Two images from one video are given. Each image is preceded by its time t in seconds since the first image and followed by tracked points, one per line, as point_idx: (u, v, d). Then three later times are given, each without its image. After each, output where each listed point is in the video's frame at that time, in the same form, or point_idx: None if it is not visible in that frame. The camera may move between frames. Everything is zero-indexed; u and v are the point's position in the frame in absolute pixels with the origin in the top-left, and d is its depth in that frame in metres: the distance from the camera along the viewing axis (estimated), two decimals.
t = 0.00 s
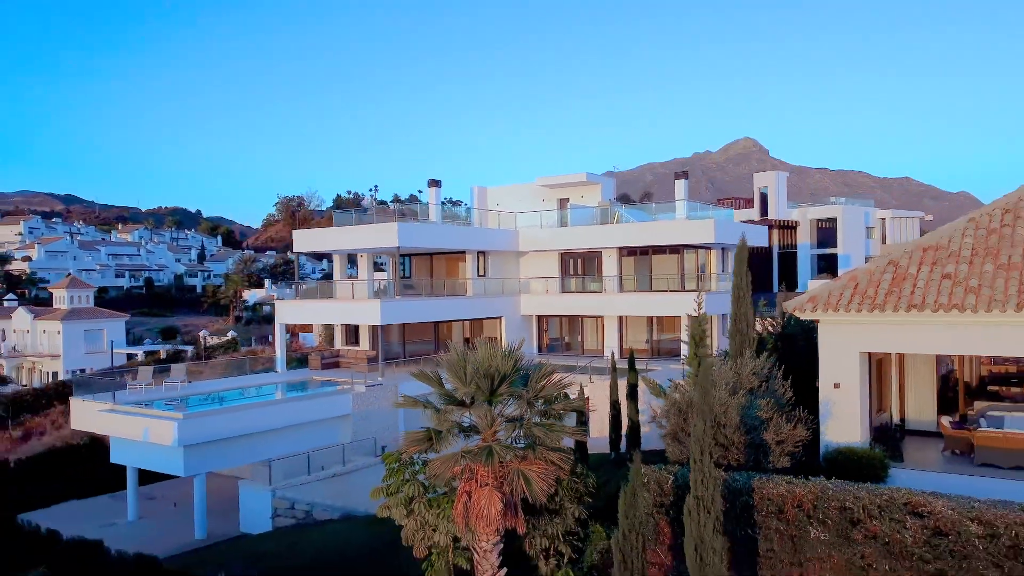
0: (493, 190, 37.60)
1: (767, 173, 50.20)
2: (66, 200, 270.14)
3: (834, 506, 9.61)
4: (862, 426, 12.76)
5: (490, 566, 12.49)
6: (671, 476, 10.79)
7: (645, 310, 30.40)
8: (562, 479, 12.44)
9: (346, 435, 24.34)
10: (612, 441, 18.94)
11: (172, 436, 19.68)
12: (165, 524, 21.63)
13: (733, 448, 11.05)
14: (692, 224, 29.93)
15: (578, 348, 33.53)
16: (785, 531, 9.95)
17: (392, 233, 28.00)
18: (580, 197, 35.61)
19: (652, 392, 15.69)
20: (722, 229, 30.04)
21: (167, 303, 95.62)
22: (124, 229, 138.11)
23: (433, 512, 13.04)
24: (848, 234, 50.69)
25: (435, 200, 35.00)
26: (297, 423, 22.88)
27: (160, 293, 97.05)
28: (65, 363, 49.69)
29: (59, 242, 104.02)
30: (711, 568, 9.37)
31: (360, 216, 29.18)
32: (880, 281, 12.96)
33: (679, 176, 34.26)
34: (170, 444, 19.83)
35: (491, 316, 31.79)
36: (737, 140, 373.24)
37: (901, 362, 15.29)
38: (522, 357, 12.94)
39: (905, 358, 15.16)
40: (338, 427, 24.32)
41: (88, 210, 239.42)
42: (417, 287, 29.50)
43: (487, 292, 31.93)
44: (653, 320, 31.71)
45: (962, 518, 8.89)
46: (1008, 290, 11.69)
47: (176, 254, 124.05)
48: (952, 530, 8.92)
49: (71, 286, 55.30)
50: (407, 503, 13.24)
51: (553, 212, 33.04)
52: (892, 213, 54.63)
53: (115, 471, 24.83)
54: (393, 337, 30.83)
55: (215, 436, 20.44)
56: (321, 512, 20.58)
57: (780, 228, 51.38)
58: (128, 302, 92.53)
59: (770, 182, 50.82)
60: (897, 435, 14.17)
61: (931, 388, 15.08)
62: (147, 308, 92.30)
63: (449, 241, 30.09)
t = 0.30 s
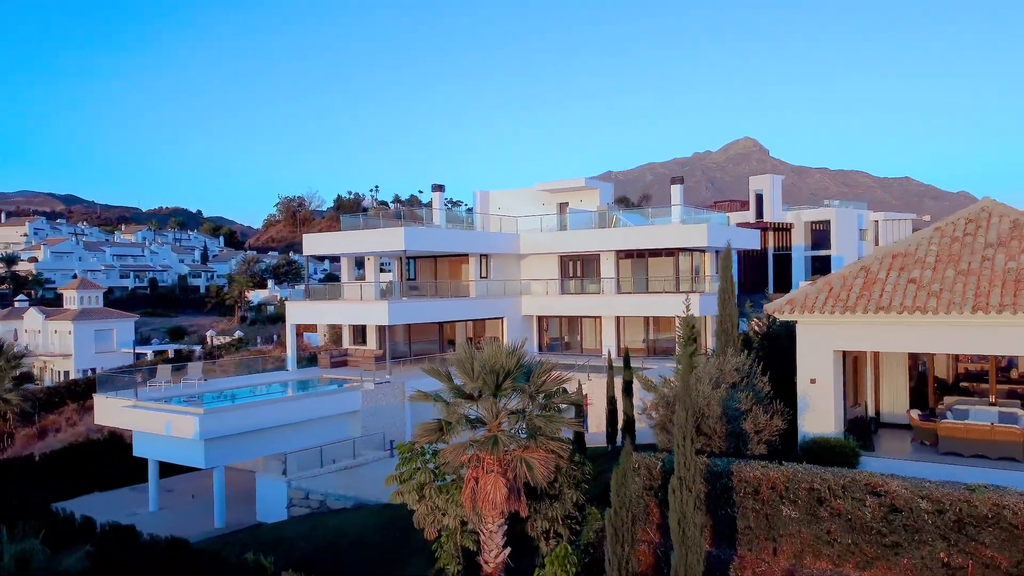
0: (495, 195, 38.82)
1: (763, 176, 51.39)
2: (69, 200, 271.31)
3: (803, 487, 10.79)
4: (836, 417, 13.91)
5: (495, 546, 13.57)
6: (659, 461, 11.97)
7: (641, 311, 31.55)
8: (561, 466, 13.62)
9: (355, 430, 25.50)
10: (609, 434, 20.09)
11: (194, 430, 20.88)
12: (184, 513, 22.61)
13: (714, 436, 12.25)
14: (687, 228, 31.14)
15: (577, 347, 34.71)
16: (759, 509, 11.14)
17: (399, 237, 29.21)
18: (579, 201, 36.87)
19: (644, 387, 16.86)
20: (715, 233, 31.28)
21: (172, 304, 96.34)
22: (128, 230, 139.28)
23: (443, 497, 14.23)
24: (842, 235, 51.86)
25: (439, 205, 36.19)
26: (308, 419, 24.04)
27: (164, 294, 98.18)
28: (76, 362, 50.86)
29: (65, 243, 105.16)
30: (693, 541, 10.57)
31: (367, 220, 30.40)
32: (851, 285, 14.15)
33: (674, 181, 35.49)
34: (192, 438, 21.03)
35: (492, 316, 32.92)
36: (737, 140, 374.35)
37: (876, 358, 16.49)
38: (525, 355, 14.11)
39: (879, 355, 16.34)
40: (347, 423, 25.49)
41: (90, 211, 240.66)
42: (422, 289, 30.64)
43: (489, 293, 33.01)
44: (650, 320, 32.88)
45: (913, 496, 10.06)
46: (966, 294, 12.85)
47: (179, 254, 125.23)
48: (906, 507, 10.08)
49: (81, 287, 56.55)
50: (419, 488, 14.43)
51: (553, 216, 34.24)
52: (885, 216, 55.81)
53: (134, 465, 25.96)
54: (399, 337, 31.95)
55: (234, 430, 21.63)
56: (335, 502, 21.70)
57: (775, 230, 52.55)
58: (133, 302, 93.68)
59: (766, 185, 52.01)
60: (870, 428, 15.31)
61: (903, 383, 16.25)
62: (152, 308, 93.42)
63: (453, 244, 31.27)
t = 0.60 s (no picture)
0: (496, 199, 40.11)
1: (758, 180, 52.70)
2: (70, 201, 272.46)
3: (779, 472, 11.96)
4: (813, 411, 15.07)
5: (500, 529, 14.63)
6: (649, 450, 13.14)
7: (638, 312, 32.76)
8: (561, 456, 14.79)
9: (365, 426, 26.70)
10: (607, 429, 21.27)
11: (214, 425, 22.09)
12: (202, 504, 23.67)
13: (700, 427, 13.43)
14: (681, 232, 32.37)
15: (577, 346, 35.91)
16: (740, 492, 12.32)
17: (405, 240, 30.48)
18: (577, 205, 38.20)
19: (638, 383, 18.01)
20: (708, 236, 32.57)
21: (176, 304, 97.10)
22: (131, 231, 140.47)
23: (451, 485, 15.37)
24: (836, 237, 53.08)
25: (442, 209, 37.41)
26: (319, 414, 25.20)
27: (169, 295, 99.37)
28: (87, 362, 52.06)
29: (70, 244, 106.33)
30: (678, 519, 11.71)
31: (374, 225, 31.64)
32: (828, 289, 15.34)
33: (670, 186, 36.75)
34: (211, 432, 22.23)
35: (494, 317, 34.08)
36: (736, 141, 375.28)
37: (855, 357, 17.90)
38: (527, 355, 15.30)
39: (856, 355, 17.74)
40: (357, 419, 26.71)
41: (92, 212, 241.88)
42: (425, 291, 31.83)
43: (491, 295, 34.17)
44: (646, 321, 34.09)
45: (876, 479, 11.25)
46: (931, 297, 14.04)
47: (182, 255, 126.47)
48: (868, 489, 11.27)
49: (90, 289, 57.79)
50: (429, 477, 15.59)
51: (553, 220, 35.47)
52: (878, 218, 57.00)
53: (152, 462, 27.08)
54: (405, 338, 33.15)
55: (250, 425, 22.80)
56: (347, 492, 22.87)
57: (770, 233, 53.80)
58: (138, 303, 94.92)
59: (761, 188, 53.28)
60: (847, 421, 16.49)
61: (880, 381, 17.68)
62: (157, 308, 94.54)
63: (456, 248, 32.48)
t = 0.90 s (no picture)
0: (497, 203, 41.40)
1: (753, 183, 53.95)
2: (72, 202, 273.68)
3: (758, 459, 13.15)
4: (795, 404, 16.23)
5: (504, 515, 15.77)
6: (642, 440, 14.32)
7: (635, 313, 33.96)
8: (561, 447, 15.98)
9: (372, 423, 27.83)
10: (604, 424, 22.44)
11: (232, 420, 23.30)
12: (218, 495, 24.81)
13: (687, 420, 14.64)
14: (676, 236, 33.60)
15: (576, 346, 37.08)
16: (723, 479, 13.50)
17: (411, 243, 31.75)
18: (576, 209, 39.55)
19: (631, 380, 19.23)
20: (702, 240, 33.82)
21: (181, 304, 98.19)
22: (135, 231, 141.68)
23: (459, 474, 16.56)
24: (829, 239, 54.31)
25: (446, 213, 38.63)
26: (329, 410, 26.39)
27: (173, 295, 100.54)
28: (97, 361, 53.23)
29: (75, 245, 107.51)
30: (667, 502, 12.86)
31: (381, 229, 32.89)
32: (808, 292, 16.54)
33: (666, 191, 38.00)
34: (228, 427, 23.43)
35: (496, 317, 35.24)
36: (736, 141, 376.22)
37: (836, 355, 18.88)
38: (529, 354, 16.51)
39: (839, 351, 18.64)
40: (365, 415, 27.90)
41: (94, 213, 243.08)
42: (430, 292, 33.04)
43: (493, 296, 35.33)
44: (643, 321, 35.31)
45: (844, 465, 12.44)
46: (902, 300, 15.23)
47: (186, 256, 127.62)
48: (838, 474, 12.45)
49: (100, 289, 59.08)
50: (438, 467, 16.77)
51: (553, 224, 36.74)
52: (871, 220, 58.22)
53: (168, 457, 28.20)
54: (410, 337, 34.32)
55: (265, 420, 24.00)
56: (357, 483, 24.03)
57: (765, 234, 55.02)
58: (143, 303, 96.08)
59: (756, 191, 54.51)
60: (827, 415, 17.64)
61: (859, 376, 18.66)
62: (162, 308, 95.64)
63: (460, 251, 33.71)
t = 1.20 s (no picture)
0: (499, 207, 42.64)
1: (749, 186, 55.17)
2: (74, 203, 275.01)
3: (741, 449, 14.37)
4: (778, 400, 17.39)
5: (507, 503, 16.91)
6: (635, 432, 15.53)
7: (632, 314, 35.15)
8: (560, 439, 17.17)
9: (380, 420, 29.01)
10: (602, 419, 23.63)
11: (248, 416, 24.52)
12: (234, 488, 25.99)
13: (677, 414, 15.90)
14: (672, 240, 34.80)
15: (575, 345, 38.27)
16: (709, 467, 14.71)
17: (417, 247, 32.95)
18: (576, 212, 40.77)
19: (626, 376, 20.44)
20: (697, 243, 35.06)
21: (185, 304, 99.07)
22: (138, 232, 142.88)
23: (465, 464, 17.76)
24: (823, 241, 55.53)
25: (449, 217, 39.84)
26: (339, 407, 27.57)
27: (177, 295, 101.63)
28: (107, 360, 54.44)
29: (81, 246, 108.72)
30: (656, 487, 14.05)
31: (388, 233, 34.15)
32: (790, 295, 17.76)
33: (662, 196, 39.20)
34: (245, 423, 24.66)
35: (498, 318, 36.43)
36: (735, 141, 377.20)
37: (820, 355, 20.06)
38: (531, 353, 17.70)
39: (822, 350, 19.84)
40: (374, 412, 29.05)
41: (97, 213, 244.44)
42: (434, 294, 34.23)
43: (495, 298, 36.54)
44: (639, 322, 36.54)
45: (818, 453, 13.66)
46: (877, 303, 16.43)
47: (189, 257, 128.82)
48: (813, 461, 13.66)
49: (109, 290, 60.38)
50: (446, 458, 17.97)
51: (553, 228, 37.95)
52: (865, 222, 59.38)
53: (183, 453, 29.45)
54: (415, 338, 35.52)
55: (279, 416, 25.21)
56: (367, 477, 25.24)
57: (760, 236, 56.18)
58: (149, 303, 97.22)
59: (752, 194, 55.75)
60: (809, 411, 18.84)
61: (841, 374, 19.85)
62: (167, 308, 96.80)
63: (463, 254, 34.90)
